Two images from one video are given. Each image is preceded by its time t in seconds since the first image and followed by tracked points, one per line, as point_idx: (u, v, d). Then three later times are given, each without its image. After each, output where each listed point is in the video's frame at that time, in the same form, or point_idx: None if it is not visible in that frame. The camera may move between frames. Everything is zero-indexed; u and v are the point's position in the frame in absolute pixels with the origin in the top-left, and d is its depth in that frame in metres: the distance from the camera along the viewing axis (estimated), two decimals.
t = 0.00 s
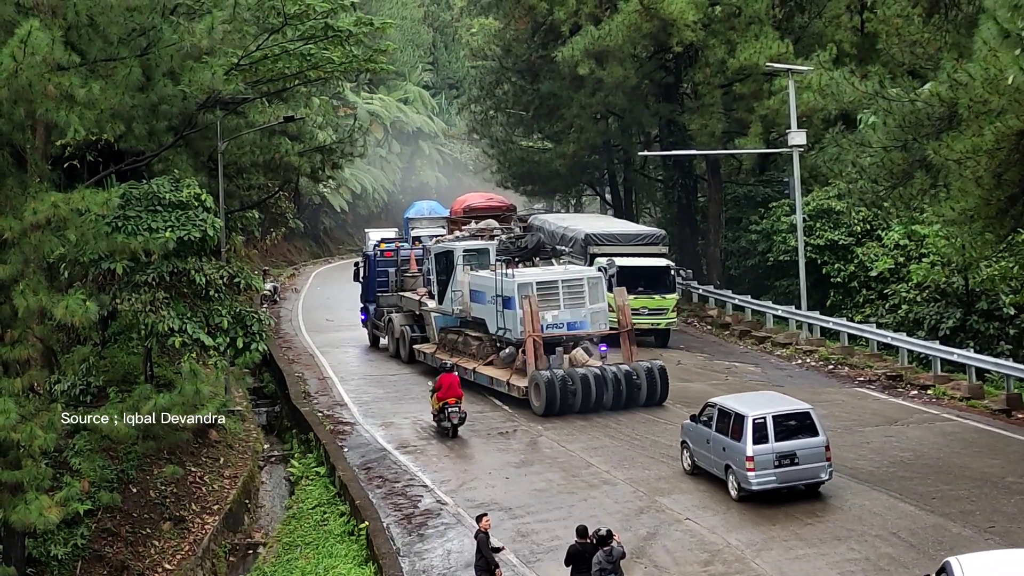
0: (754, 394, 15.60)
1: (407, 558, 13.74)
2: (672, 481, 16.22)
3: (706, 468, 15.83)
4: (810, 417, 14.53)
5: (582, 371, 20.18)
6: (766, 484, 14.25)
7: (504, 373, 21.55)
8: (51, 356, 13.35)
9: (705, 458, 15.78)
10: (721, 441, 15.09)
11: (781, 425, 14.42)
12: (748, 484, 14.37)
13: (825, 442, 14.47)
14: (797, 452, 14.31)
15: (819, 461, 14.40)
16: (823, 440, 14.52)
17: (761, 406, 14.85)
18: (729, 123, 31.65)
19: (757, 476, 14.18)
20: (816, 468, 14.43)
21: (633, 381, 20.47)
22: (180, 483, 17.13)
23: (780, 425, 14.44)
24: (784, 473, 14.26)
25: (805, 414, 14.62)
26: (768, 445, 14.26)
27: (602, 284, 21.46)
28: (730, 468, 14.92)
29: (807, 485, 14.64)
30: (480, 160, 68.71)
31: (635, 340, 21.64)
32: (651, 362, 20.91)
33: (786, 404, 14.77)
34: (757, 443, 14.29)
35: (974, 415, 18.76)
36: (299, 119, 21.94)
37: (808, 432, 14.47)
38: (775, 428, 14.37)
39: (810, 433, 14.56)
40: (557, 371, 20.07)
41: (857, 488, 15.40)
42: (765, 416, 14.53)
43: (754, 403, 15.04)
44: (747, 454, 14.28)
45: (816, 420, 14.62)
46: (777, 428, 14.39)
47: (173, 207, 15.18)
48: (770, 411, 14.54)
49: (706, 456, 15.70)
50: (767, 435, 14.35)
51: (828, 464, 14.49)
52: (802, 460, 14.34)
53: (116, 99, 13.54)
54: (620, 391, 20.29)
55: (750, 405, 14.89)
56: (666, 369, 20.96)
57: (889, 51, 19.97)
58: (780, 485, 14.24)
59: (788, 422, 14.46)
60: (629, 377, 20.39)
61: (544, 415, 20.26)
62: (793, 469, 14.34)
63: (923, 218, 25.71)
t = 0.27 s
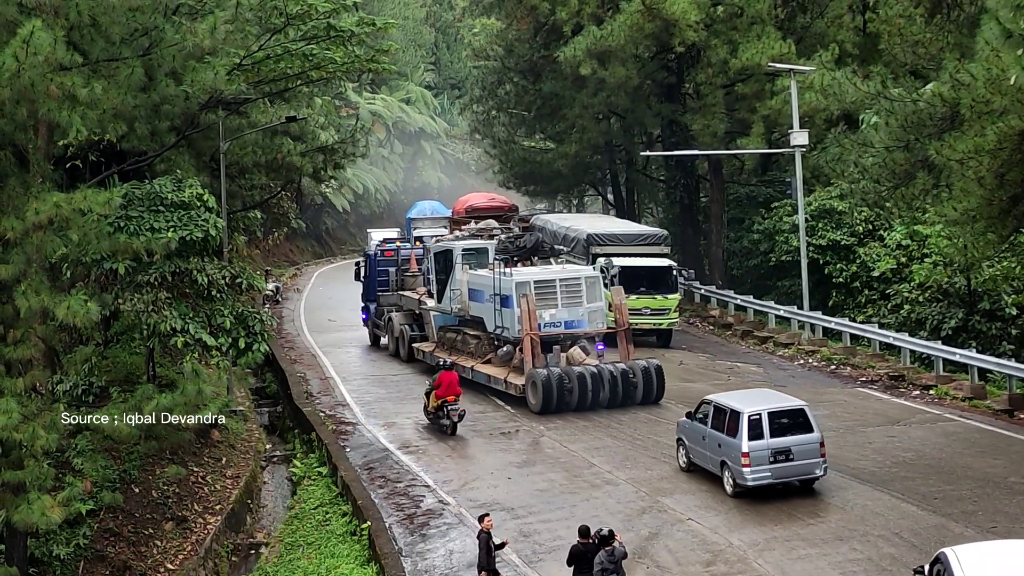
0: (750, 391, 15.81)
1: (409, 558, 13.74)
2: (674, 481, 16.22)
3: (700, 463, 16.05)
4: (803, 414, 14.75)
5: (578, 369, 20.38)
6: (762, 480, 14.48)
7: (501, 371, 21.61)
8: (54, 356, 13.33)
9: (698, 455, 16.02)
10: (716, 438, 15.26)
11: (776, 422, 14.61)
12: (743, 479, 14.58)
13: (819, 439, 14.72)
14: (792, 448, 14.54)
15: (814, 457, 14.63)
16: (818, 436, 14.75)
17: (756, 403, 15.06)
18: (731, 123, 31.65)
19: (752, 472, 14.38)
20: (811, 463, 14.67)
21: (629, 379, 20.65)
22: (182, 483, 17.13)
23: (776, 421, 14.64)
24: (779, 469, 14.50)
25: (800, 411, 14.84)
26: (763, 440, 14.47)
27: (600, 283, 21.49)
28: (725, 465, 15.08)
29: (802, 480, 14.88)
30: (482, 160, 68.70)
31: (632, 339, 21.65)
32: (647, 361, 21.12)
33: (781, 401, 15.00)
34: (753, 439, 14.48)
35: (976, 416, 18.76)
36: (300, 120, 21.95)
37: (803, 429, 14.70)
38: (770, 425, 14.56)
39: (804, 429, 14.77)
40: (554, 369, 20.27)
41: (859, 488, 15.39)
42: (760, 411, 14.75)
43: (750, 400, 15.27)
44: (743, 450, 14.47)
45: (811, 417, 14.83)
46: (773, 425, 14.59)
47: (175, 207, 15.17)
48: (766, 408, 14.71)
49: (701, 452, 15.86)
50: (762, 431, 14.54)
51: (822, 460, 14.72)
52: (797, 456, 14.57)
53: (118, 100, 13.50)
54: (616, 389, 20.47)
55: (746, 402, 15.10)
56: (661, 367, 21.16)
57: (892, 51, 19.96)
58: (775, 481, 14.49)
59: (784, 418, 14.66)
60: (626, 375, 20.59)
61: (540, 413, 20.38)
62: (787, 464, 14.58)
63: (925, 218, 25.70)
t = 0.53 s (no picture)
0: (743, 389, 15.89)
1: (411, 559, 13.74)
2: (676, 482, 16.21)
3: (695, 460, 16.19)
4: (795, 412, 14.88)
5: (574, 368, 20.46)
6: (756, 476, 14.56)
7: (498, 370, 21.62)
8: (55, 357, 13.35)
9: (692, 452, 16.19)
10: (711, 435, 15.39)
11: (768, 420, 14.72)
12: (737, 476, 14.66)
13: (812, 437, 14.81)
14: (785, 446, 14.61)
15: (807, 454, 14.73)
16: (811, 434, 14.85)
17: (750, 401, 15.17)
18: (733, 124, 31.65)
19: (746, 469, 14.47)
20: (804, 461, 14.76)
21: (625, 378, 20.68)
22: (184, 483, 17.14)
23: (769, 420, 14.73)
24: (773, 465, 14.58)
25: (793, 410, 14.96)
26: (757, 438, 14.55)
27: (597, 283, 21.49)
28: (720, 461, 15.20)
29: (796, 477, 14.93)
30: (484, 161, 68.71)
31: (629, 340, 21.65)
32: (644, 361, 21.14)
33: (774, 399, 15.10)
34: (747, 437, 14.58)
35: (977, 417, 18.75)
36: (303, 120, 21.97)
37: (797, 427, 14.80)
38: (764, 422, 14.67)
39: (796, 427, 14.88)
40: (550, 367, 20.34)
41: (860, 489, 15.39)
42: (754, 409, 14.85)
43: (743, 399, 15.35)
44: (737, 447, 14.58)
45: (805, 414, 14.94)
46: (766, 422, 14.69)
47: (177, 207, 15.17)
48: (759, 406, 14.85)
49: (696, 450, 16.02)
50: (755, 429, 14.64)
51: (816, 457, 14.81)
52: (791, 453, 14.65)
53: (120, 100, 13.48)
54: (612, 388, 20.52)
55: (739, 401, 15.19)
56: (658, 367, 21.20)
57: (894, 52, 19.96)
58: (768, 478, 14.59)
59: (777, 417, 14.77)
60: (622, 374, 20.63)
61: (536, 411, 20.45)
62: (781, 462, 14.66)
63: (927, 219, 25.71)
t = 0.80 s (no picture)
0: (738, 386, 16.00)
1: (413, 559, 13.73)
2: (678, 483, 16.20)
3: (689, 457, 16.37)
4: (789, 409, 15.03)
5: (571, 367, 20.48)
6: (749, 473, 14.72)
7: (496, 369, 21.66)
8: (57, 356, 13.36)
9: (687, 447, 16.34)
10: (704, 432, 15.60)
11: (762, 416, 14.86)
12: (731, 473, 14.83)
13: (805, 434, 14.93)
14: (778, 442, 14.77)
15: (800, 451, 14.86)
16: (805, 431, 14.98)
17: (744, 398, 15.31)
18: (735, 125, 31.65)
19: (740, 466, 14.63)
20: (797, 457, 14.89)
21: (621, 378, 20.76)
22: (185, 484, 17.14)
23: (763, 417, 14.86)
24: (766, 462, 14.73)
25: (786, 406, 15.10)
26: (751, 435, 14.71)
27: (595, 283, 21.55)
28: (714, 458, 15.40)
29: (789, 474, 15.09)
30: (485, 161, 68.70)
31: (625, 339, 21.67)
32: (640, 360, 21.19)
33: (768, 396, 15.21)
34: (740, 434, 14.74)
35: (979, 418, 18.73)
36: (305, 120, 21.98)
37: (790, 423, 14.94)
38: (757, 419, 14.82)
39: (789, 423, 15.00)
40: (548, 367, 20.31)
41: (862, 490, 15.38)
42: (747, 407, 14.99)
43: (736, 396, 15.48)
44: (731, 445, 14.73)
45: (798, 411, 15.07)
46: (759, 419, 14.84)
47: (179, 207, 15.18)
48: (753, 403, 15.00)
49: (690, 447, 16.22)
50: (749, 426, 14.80)
51: (809, 454, 14.94)
52: (784, 450, 14.80)
53: (123, 100, 13.45)
54: (608, 388, 20.58)
55: (733, 398, 15.32)
56: (654, 367, 21.26)
57: (897, 53, 19.95)
58: (762, 475, 14.73)
59: (771, 415, 14.92)
60: (618, 374, 20.69)
61: (533, 409, 20.46)
62: (774, 459, 14.80)
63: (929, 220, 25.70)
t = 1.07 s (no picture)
0: (733, 385, 16.09)
1: (415, 560, 13.72)
2: (680, 484, 16.19)
3: (683, 453, 16.49)
4: (783, 406, 15.13)
5: (567, 367, 20.55)
6: (743, 469, 14.78)
7: (494, 368, 21.67)
8: (59, 357, 13.37)
9: (682, 445, 16.49)
10: (698, 429, 15.71)
11: (755, 413, 14.96)
12: (724, 469, 14.86)
13: (797, 430, 15.01)
14: (771, 438, 14.84)
15: (793, 447, 14.96)
16: (797, 428, 15.07)
17: (737, 395, 15.41)
18: (738, 126, 31.65)
19: (733, 461, 14.67)
20: (789, 454, 14.99)
21: (618, 377, 20.80)
22: (187, 484, 17.15)
23: (756, 414, 14.95)
24: (759, 458, 14.78)
25: (779, 404, 15.19)
26: (744, 431, 14.80)
27: (592, 282, 21.50)
28: (707, 455, 15.48)
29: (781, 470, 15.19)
30: (487, 162, 68.70)
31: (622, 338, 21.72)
32: (636, 360, 21.23)
33: (762, 393, 15.31)
34: (734, 430, 14.82)
35: (981, 419, 18.73)
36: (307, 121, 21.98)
37: (782, 420, 15.01)
38: (751, 416, 14.91)
39: (783, 420, 15.10)
40: (544, 367, 20.43)
41: (864, 491, 15.37)
42: (741, 404, 15.10)
43: (731, 392, 15.56)
44: (725, 440, 14.78)
45: (791, 408, 15.17)
46: (752, 416, 14.93)
47: (181, 208, 15.19)
48: (746, 400, 15.12)
49: (684, 444, 16.34)
50: (743, 422, 14.87)
51: (801, 451, 15.01)
52: (777, 446, 14.88)
53: (126, 100, 13.39)
54: (605, 387, 20.62)
55: (728, 395, 15.39)
56: (651, 366, 21.28)
57: (899, 54, 19.91)
58: (755, 471, 14.78)
59: (764, 412, 14.98)
60: (615, 373, 20.74)
61: (530, 409, 20.53)
62: (768, 455, 14.85)
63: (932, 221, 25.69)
